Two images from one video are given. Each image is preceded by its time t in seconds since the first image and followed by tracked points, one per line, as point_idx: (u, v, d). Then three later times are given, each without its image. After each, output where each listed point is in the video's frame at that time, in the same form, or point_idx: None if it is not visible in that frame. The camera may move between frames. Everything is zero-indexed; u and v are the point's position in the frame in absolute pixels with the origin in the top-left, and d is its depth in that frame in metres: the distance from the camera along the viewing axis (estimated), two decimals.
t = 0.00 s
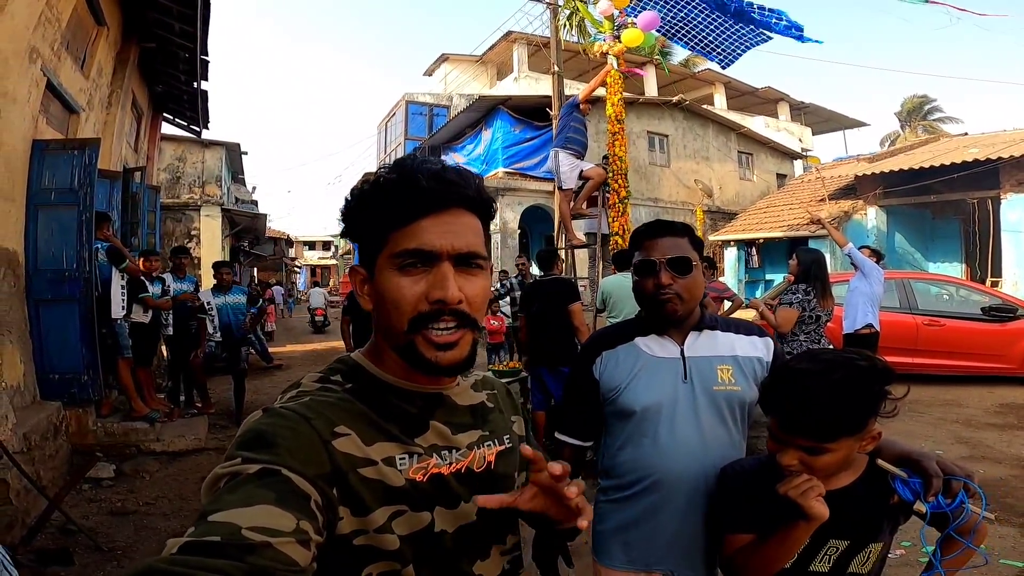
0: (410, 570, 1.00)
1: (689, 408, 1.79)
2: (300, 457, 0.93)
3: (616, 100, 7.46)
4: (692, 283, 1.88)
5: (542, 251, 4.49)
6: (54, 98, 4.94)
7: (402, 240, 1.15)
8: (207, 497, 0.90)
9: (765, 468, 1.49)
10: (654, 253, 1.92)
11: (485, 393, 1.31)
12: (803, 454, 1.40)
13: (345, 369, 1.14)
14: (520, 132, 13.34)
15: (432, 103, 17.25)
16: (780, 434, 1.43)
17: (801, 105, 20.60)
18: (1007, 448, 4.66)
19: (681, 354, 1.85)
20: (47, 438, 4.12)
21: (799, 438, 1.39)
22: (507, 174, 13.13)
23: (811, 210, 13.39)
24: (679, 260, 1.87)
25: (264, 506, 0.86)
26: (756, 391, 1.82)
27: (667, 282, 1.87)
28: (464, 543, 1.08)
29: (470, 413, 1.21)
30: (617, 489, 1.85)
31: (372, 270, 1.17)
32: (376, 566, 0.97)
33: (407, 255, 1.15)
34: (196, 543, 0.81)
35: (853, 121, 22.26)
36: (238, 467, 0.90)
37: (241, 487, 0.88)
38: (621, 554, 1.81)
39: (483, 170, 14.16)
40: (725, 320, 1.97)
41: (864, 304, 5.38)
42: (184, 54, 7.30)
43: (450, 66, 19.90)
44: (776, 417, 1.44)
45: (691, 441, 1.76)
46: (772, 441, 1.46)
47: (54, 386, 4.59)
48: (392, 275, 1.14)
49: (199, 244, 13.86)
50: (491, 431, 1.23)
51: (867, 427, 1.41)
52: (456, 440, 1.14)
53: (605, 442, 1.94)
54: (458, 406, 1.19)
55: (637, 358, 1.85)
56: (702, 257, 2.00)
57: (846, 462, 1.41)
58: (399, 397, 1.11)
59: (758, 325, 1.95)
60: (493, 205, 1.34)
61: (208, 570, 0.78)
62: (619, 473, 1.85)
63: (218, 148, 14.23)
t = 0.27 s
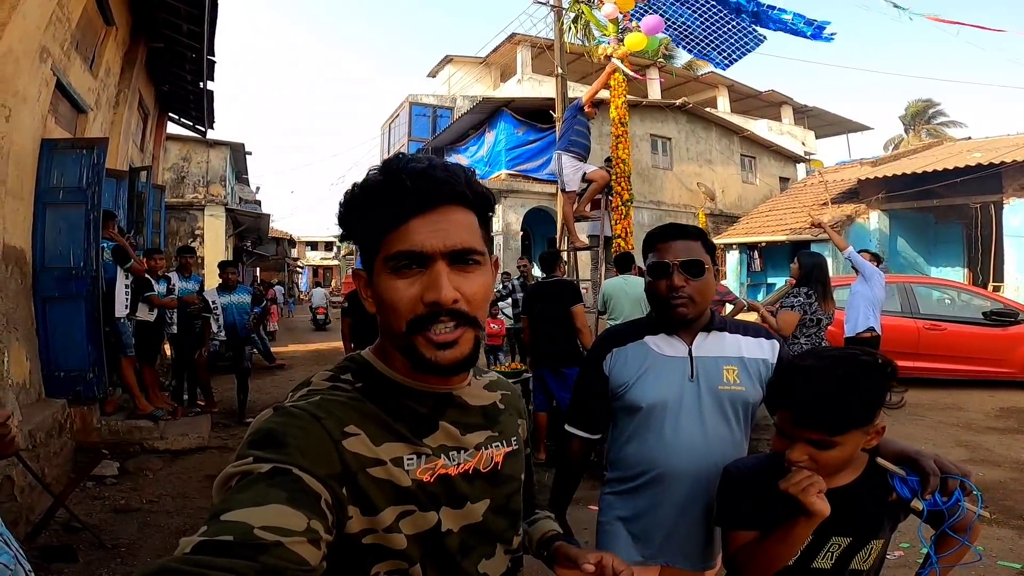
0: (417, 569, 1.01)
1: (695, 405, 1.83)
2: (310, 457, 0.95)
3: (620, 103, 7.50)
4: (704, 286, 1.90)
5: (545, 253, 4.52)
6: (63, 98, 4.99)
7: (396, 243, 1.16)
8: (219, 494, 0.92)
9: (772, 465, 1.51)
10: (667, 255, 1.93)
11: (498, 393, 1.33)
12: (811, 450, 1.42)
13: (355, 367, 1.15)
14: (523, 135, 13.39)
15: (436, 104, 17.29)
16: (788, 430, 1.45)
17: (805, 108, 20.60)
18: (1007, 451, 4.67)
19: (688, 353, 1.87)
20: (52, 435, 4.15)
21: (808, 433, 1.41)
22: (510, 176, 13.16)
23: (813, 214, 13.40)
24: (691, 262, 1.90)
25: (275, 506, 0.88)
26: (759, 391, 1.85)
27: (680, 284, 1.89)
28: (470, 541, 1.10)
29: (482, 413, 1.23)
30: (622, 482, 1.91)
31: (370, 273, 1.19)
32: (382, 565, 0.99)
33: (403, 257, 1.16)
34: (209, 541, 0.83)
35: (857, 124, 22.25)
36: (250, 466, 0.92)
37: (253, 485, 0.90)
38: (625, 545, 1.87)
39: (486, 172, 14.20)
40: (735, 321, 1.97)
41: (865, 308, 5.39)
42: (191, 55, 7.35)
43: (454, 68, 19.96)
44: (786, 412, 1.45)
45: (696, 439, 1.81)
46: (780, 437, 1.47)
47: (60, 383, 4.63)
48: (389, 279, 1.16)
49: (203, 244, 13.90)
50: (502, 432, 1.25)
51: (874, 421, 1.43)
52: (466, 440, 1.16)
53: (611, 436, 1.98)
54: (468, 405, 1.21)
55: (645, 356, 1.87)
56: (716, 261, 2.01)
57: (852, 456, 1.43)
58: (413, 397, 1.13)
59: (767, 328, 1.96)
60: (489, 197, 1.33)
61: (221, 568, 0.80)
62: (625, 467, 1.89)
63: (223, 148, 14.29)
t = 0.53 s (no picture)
0: (424, 562, 1.03)
1: (694, 403, 1.85)
2: (320, 450, 0.96)
3: (621, 105, 7.54)
4: (708, 286, 1.92)
5: (546, 254, 4.54)
6: (68, 98, 5.02)
7: (413, 239, 1.17)
8: (230, 486, 0.94)
9: (773, 461, 1.54)
10: (673, 255, 1.96)
11: (500, 387, 1.35)
12: (815, 445, 1.43)
13: (364, 363, 1.16)
14: (524, 137, 13.43)
15: (437, 106, 17.34)
16: (792, 426, 1.46)
17: (805, 112, 20.64)
18: (1004, 453, 4.69)
19: (690, 352, 1.89)
20: (55, 434, 4.17)
21: (812, 428, 1.43)
22: (511, 178, 13.19)
23: (813, 218, 13.42)
24: (696, 264, 1.92)
25: (284, 499, 0.89)
26: (757, 392, 1.86)
27: (685, 285, 1.91)
28: (475, 534, 1.12)
29: (486, 406, 1.26)
30: (621, 478, 1.93)
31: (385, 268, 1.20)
32: (390, 559, 1.00)
33: (418, 253, 1.17)
34: (219, 533, 0.85)
35: (857, 128, 22.29)
36: (261, 458, 0.93)
37: (262, 478, 0.91)
38: (621, 540, 1.88)
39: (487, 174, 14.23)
40: (737, 322, 1.99)
41: (864, 311, 5.42)
42: (195, 55, 7.38)
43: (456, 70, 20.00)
44: (789, 408, 1.47)
45: (694, 436, 1.83)
46: (782, 433, 1.49)
47: (63, 381, 4.64)
48: (404, 273, 1.17)
49: (204, 244, 13.93)
50: (504, 424, 1.28)
51: (870, 414, 1.46)
52: (472, 432, 1.18)
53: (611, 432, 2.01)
54: (473, 399, 1.23)
55: (647, 354, 1.90)
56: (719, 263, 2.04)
57: (852, 452, 1.45)
58: (423, 391, 1.16)
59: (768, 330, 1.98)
60: (502, 198, 1.35)
61: (232, 562, 0.82)
62: (624, 463, 1.92)
63: (225, 149, 14.33)
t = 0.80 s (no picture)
0: (412, 566, 1.02)
1: (686, 405, 1.85)
2: (306, 453, 0.96)
3: (622, 107, 7.54)
4: (705, 288, 1.92)
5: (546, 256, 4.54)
6: (71, 98, 5.04)
7: (404, 237, 1.17)
8: (213, 490, 0.93)
9: (770, 465, 1.53)
10: (670, 256, 1.96)
11: (489, 389, 1.35)
12: (812, 451, 1.43)
13: (349, 365, 1.16)
14: (526, 138, 13.44)
15: (439, 107, 17.35)
16: (790, 431, 1.46)
17: (808, 114, 20.62)
18: (1005, 456, 4.68)
19: (684, 355, 1.89)
20: (55, 433, 4.17)
21: (811, 433, 1.43)
22: (512, 179, 13.20)
23: (814, 221, 13.40)
24: (695, 265, 1.92)
25: (268, 503, 0.88)
26: (753, 396, 1.85)
27: (682, 286, 1.91)
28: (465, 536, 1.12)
29: (475, 408, 1.26)
30: (615, 480, 1.93)
31: (377, 266, 1.20)
32: (377, 563, 1.00)
33: (410, 252, 1.17)
34: (201, 538, 0.84)
35: (860, 130, 22.27)
36: (244, 462, 0.92)
37: (246, 481, 0.90)
38: (613, 540, 1.89)
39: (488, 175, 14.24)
40: (734, 325, 1.99)
41: (865, 313, 5.41)
42: (198, 56, 7.40)
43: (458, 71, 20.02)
44: (787, 413, 1.46)
45: (684, 439, 1.82)
46: (780, 437, 1.48)
47: (63, 381, 4.64)
48: (396, 272, 1.17)
49: (206, 245, 13.95)
50: (494, 427, 1.27)
51: (868, 418, 1.46)
52: (461, 434, 1.18)
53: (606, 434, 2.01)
54: (461, 402, 1.24)
55: (640, 355, 1.91)
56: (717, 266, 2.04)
57: (849, 456, 1.45)
58: (409, 393, 1.15)
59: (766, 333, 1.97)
60: (495, 199, 1.35)
61: (214, 566, 0.81)
62: (617, 465, 1.92)
63: (227, 149, 14.35)
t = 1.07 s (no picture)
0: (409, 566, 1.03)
1: (685, 406, 1.85)
2: (299, 455, 0.96)
3: (624, 107, 7.53)
4: (706, 289, 1.91)
5: (547, 256, 4.53)
6: (74, 97, 5.05)
7: (435, 233, 1.15)
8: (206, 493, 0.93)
9: (768, 467, 1.52)
10: (670, 258, 1.96)
11: (478, 389, 1.34)
12: (811, 455, 1.42)
13: (342, 366, 1.16)
14: (528, 139, 13.44)
15: (442, 107, 17.36)
16: (789, 435, 1.45)
17: (810, 115, 20.60)
18: (1007, 458, 4.67)
19: (684, 357, 1.88)
20: (56, 432, 4.18)
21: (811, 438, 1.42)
22: (514, 180, 13.20)
23: (816, 222, 13.37)
24: (695, 267, 1.92)
25: (261, 504, 0.88)
26: (752, 399, 1.84)
27: (682, 287, 1.90)
28: (461, 537, 1.12)
29: (465, 407, 1.24)
30: (614, 482, 1.92)
31: (403, 261, 1.15)
32: (376, 563, 1.00)
33: (442, 248, 1.15)
34: (195, 541, 0.83)
35: (863, 132, 22.24)
36: (237, 464, 0.92)
37: (240, 483, 0.90)
38: (609, 541, 1.88)
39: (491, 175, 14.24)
40: (732, 327, 1.98)
41: (868, 315, 5.39)
42: (201, 56, 7.42)
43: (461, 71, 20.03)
44: (787, 417, 1.46)
45: (682, 440, 1.82)
46: (780, 441, 1.47)
47: (65, 380, 4.64)
48: (429, 267, 1.14)
49: (208, 244, 13.98)
50: (485, 426, 1.26)
51: (868, 422, 1.45)
52: (455, 436, 1.17)
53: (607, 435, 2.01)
54: (454, 402, 1.23)
55: (641, 357, 1.91)
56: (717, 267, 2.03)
57: (848, 460, 1.45)
58: (400, 394, 1.14)
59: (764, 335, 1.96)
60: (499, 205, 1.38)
61: (207, 567, 0.80)
62: (615, 466, 1.92)
63: (229, 149, 14.37)
